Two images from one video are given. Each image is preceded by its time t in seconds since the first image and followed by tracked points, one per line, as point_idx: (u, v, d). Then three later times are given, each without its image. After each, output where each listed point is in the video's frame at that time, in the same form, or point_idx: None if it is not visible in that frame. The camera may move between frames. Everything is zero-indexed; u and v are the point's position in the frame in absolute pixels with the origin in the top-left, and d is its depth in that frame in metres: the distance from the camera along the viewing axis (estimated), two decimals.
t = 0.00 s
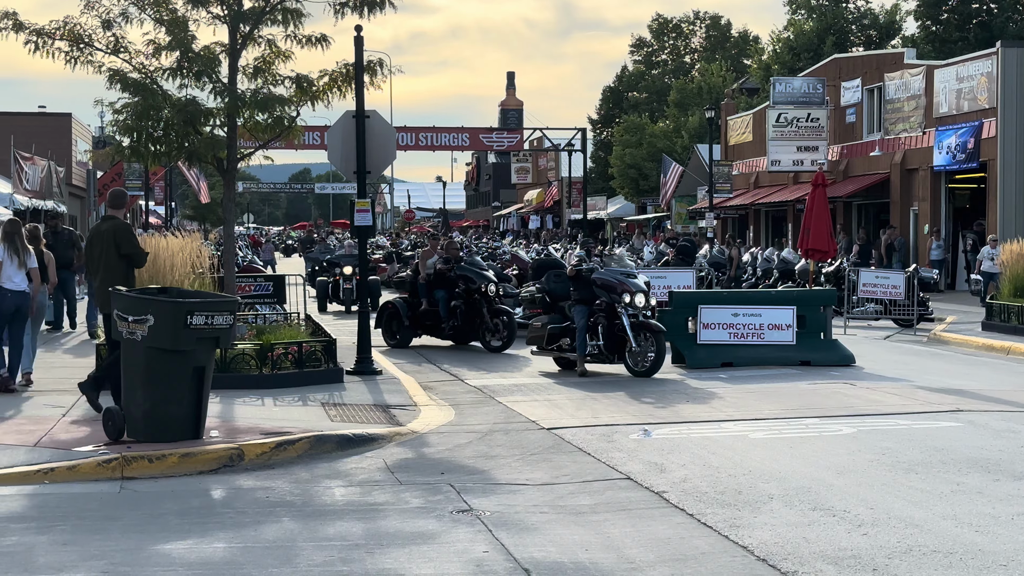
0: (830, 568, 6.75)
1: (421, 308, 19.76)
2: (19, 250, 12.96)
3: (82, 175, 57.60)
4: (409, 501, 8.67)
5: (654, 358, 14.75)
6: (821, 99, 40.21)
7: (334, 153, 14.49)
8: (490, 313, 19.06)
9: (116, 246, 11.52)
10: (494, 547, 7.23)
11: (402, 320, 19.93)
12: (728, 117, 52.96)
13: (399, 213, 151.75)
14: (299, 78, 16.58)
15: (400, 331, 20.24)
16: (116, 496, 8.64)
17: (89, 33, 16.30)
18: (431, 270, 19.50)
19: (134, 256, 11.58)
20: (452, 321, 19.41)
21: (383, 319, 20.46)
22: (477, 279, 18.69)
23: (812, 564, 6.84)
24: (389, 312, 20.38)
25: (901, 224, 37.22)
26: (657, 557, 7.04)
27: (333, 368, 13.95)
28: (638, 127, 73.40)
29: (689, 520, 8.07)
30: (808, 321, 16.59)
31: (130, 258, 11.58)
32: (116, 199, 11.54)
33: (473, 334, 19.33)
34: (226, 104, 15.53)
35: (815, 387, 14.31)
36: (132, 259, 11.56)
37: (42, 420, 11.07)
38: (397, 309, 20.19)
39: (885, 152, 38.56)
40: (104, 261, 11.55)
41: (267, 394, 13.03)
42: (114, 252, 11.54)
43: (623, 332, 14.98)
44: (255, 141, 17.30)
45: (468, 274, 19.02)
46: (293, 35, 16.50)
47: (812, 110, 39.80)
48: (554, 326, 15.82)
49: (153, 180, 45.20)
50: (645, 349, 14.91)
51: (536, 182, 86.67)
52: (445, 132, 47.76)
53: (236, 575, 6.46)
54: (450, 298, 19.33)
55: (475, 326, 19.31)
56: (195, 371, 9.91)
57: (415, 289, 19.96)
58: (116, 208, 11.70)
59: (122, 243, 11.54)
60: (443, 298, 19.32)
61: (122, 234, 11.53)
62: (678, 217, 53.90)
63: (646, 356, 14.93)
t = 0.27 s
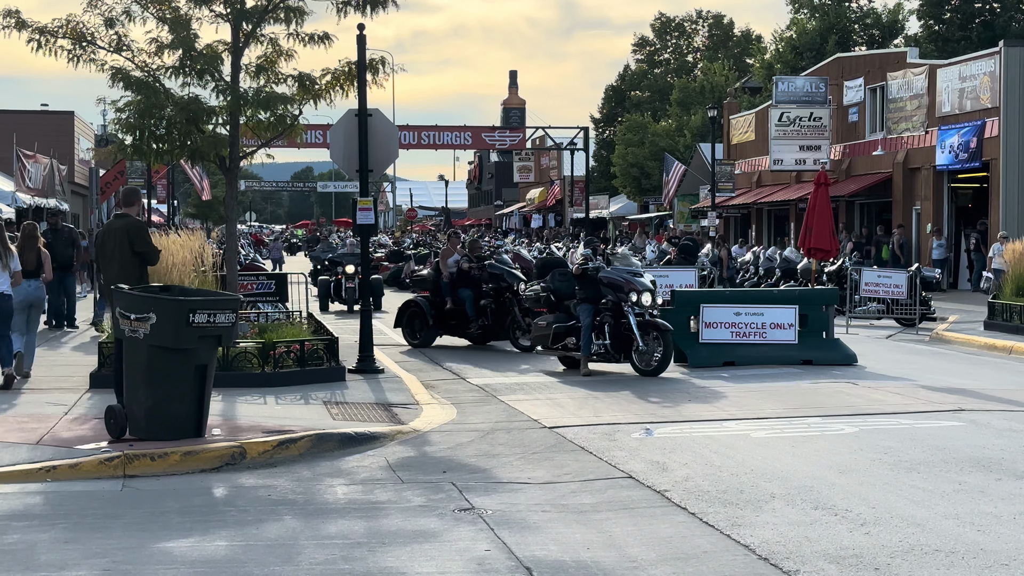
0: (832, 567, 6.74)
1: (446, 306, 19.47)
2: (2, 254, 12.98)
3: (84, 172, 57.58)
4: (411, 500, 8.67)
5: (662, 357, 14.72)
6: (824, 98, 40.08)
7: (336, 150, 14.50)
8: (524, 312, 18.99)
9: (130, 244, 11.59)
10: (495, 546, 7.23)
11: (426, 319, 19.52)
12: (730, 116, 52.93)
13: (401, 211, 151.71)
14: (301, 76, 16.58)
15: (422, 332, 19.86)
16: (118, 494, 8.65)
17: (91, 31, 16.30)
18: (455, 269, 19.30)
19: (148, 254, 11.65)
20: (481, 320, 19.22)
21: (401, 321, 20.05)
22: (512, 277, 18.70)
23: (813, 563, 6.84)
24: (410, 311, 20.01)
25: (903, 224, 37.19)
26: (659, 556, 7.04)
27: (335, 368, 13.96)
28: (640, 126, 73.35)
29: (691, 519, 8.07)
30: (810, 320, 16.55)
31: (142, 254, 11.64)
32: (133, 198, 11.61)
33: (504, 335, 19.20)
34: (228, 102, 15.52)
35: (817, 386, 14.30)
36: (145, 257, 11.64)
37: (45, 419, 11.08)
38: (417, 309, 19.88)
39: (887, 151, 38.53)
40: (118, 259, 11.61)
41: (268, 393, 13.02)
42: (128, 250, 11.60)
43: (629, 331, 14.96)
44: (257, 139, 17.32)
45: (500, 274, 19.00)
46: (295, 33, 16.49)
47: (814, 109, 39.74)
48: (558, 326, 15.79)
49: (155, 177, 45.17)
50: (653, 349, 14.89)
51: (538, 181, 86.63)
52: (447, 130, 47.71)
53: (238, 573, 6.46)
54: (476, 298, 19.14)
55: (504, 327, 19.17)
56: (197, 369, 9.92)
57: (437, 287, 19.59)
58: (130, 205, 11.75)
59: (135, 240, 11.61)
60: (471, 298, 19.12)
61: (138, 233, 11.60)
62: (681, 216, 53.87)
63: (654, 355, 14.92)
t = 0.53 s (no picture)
0: (832, 566, 6.75)
1: (473, 306, 19.16)
2: None
3: (84, 171, 57.57)
4: (411, 498, 8.67)
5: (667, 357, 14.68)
6: (825, 97, 40.03)
7: (335, 147, 14.53)
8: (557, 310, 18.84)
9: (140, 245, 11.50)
10: (496, 545, 7.23)
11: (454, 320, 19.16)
12: (731, 115, 52.90)
13: (401, 210, 151.69)
14: (302, 75, 16.58)
15: (448, 331, 19.49)
16: (119, 492, 8.65)
17: (92, 29, 16.30)
18: (482, 268, 19.03)
19: (160, 253, 11.56)
20: (511, 320, 19.01)
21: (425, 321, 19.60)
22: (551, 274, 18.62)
23: (813, 562, 6.85)
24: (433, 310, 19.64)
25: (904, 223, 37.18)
26: (660, 555, 7.05)
27: (336, 366, 13.95)
28: (641, 125, 73.35)
29: (691, 517, 8.07)
30: (810, 320, 16.53)
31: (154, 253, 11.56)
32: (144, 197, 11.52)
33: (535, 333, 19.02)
34: (229, 101, 15.52)
35: (817, 385, 14.31)
36: (157, 256, 11.56)
37: (45, 417, 11.08)
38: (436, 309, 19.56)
39: (888, 150, 38.52)
40: (130, 258, 11.55)
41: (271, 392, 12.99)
42: (139, 249, 11.53)
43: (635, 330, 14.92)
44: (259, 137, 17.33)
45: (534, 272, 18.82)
46: (296, 31, 16.50)
47: (815, 108, 39.71)
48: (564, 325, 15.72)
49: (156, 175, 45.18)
50: (659, 348, 14.85)
51: (538, 180, 86.66)
52: (447, 129, 47.71)
53: (238, 572, 6.46)
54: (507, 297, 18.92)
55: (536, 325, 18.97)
56: (197, 367, 9.92)
57: (461, 287, 19.22)
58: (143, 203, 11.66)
59: (147, 240, 11.53)
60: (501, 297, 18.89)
61: (149, 234, 11.50)
62: (681, 215, 53.87)
63: (660, 354, 14.88)
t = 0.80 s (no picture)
0: (832, 565, 6.76)
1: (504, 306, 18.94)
2: None
3: (84, 169, 57.56)
4: (411, 496, 8.68)
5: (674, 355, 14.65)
6: (825, 96, 40.02)
7: (335, 147, 14.47)
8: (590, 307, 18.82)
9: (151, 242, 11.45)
10: (495, 543, 7.24)
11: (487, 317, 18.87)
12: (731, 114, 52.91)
13: (401, 208, 151.67)
14: (302, 73, 16.58)
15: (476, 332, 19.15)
16: (118, 490, 8.65)
17: (92, 27, 16.30)
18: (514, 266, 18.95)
19: (172, 251, 11.49)
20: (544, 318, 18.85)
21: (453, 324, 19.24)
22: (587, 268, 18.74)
23: (813, 560, 6.86)
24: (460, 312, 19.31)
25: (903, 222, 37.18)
26: (659, 553, 7.05)
27: (336, 363, 13.94)
28: (640, 124, 73.37)
29: (691, 516, 8.08)
30: (810, 319, 16.54)
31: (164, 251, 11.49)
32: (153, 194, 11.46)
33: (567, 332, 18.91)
34: (229, 99, 15.51)
35: (816, 384, 14.32)
36: (168, 254, 11.48)
37: (45, 414, 11.08)
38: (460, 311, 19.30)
39: (887, 149, 38.52)
40: (141, 255, 11.50)
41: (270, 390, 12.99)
42: (150, 247, 11.46)
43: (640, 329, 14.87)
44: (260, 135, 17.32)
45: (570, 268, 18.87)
46: (296, 29, 16.49)
47: (815, 107, 39.72)
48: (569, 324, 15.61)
49: (156, 173, 45.20)
50: (664, 346, 14.80)
51: (538, 178, 86.69)
52: (447, 127, 47.74)
53: (238, 570, 6.47)
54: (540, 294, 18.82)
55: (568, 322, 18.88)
56: (196, 365, 9.93)
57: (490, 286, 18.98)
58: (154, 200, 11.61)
59: (158, 238, 11.46)
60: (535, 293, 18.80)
61: (160, 231, 11.44)
62: (681, 214, 53.88)
63: (666, 353, 14.84)
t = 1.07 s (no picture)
0: (830, 563, 6.76)
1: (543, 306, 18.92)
2: None
3: (82, 167, 57.55)
4: (409, 495, 8.68)
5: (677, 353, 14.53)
6: (823, 95, 40.04)
7: (334, 146, 14.45)
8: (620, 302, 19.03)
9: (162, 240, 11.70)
10: (494, 541, 7.24)
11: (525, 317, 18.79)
12: (730, 113, 52.91)
13: (399, 207, 151.65)
14: (301, 71, 16.58)
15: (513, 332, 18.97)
16: (117, 488, 8.65)
17: (91, 25, 16.29)
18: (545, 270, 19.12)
19: (180, 248, 11.74)
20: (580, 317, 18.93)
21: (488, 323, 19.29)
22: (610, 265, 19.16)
23: (812, 559, 6.86)
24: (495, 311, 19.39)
25: (901, 222, 37.18)
26: (658, 552, 7.05)
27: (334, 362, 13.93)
28: (639, 123, 73.39)
29: (690, 515, 8.09)
30: (808, 318, 16.51)
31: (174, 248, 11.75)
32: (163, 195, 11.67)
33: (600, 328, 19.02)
34: (228, 97, 15.51)
35: (814, 383, 14.32)
36: (177, 250, 11.74)
37: (45, 412, 11.08)
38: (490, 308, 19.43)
39: (885, 149, 38.53)
40: (151, 252, 11.78)
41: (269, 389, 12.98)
42: (160, 244, 11.72)
43: (642, 328, 14.77)
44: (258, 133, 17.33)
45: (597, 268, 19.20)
46: (295, 28, 16.49)
47: (813, 106, 39.74)
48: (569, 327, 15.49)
49: (155, 171, 45.24)
50: (667, 345, 14.69)
51: (536, 177, 86.71)
52: (446, 126, 47.78)
53: (236, 568, 6.47)
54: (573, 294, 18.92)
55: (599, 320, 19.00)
56: (195, 363, 9.93)
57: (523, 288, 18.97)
58: (166, 198, 11.84)
59: (167, 236, 11.71)
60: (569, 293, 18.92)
61: (169, 230, 11.68)
62: (679, 213, 53.88)
63: (668, 351, 14.73)
